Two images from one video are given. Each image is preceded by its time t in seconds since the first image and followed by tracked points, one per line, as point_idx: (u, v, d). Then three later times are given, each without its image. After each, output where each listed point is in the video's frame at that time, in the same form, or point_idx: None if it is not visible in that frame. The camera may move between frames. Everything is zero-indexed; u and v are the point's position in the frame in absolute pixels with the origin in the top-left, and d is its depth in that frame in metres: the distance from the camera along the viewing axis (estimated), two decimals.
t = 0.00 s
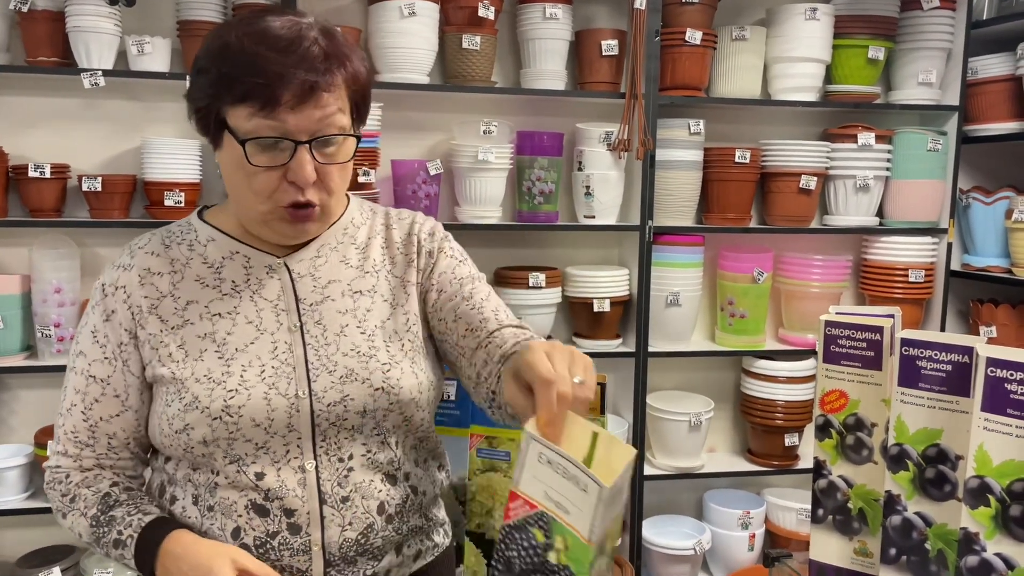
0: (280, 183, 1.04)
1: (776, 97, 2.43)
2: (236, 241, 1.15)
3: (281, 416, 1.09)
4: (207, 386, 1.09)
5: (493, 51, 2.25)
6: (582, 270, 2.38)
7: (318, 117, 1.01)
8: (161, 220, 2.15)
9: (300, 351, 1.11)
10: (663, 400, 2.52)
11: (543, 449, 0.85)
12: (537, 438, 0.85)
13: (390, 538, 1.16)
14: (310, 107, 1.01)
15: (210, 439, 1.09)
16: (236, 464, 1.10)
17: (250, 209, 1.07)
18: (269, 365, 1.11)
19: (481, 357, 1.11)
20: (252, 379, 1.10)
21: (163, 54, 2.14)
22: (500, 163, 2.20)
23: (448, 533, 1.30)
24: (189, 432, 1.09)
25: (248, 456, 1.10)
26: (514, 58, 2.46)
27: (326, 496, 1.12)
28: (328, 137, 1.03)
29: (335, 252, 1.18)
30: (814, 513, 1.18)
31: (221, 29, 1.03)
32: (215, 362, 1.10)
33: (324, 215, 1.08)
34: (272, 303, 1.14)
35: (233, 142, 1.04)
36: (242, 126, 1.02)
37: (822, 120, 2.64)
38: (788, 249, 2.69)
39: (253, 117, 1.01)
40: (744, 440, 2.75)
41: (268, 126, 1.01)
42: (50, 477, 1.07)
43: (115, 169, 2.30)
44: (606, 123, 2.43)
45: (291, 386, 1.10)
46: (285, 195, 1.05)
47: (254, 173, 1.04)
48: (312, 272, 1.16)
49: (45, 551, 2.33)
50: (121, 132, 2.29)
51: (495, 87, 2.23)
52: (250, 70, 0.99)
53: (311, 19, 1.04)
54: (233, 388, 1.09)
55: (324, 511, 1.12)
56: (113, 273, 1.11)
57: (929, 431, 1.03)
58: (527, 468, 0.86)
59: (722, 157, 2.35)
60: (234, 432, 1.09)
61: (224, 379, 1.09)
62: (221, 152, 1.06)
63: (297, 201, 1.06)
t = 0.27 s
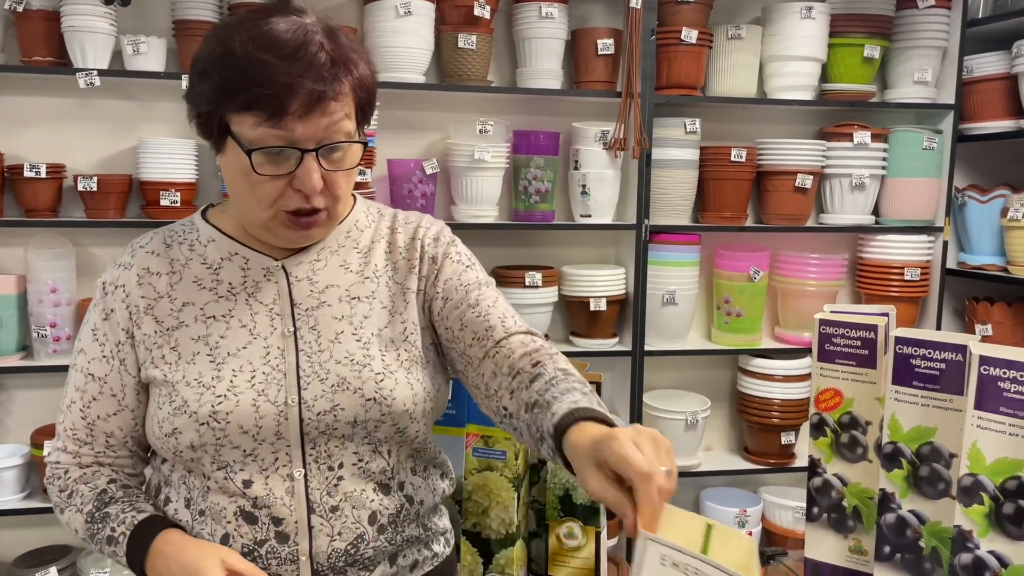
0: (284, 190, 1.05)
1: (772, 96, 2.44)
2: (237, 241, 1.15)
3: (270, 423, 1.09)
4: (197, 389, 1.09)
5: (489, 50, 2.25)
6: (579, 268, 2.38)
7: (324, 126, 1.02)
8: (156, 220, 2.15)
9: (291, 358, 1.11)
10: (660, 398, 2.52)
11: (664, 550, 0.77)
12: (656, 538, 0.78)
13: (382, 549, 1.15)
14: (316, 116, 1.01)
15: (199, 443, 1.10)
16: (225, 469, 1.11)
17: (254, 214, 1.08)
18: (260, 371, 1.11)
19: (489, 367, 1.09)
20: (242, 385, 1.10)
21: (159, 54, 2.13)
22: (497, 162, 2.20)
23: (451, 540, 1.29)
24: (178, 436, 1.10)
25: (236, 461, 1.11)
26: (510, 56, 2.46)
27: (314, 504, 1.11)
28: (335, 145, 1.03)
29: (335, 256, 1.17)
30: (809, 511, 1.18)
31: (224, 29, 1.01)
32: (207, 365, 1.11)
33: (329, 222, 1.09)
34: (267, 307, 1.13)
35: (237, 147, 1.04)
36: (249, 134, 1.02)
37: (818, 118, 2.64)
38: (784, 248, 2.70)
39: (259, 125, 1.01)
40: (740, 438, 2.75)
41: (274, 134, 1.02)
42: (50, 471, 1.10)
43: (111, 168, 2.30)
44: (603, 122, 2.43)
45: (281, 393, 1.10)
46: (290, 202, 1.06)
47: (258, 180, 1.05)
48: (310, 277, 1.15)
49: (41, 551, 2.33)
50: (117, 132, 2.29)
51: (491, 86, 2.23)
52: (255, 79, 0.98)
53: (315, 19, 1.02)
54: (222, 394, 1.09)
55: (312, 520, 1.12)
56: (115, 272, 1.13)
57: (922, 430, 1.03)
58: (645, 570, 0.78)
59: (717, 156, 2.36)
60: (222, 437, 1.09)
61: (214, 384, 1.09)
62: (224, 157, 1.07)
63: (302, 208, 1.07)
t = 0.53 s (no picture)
0: (324, 194, 1.01)
1: (767, 94, 2.44)
2: (265, 239, 1.12)
3: (280, 433, 1.05)
4: (211, 392, 1.07)
5: (484, 48, 2.25)
6: (575, 267, 2.38)
7: (364, 127, 0.97)
8: (150, 219, 2.15)
9: (307, 366, 1.06)
10: (656, 396, 2.52)
11: None
12: None
13: (388, 567, 1.10)
14: (357, 117, 0.96)
15: (209, 447, 1.07)
16: (233, 475, 1.08)
17: (291, 217, 1.05)
18: (275, 377, 1.07)
19: (517, 389, 0.98)
20: (254, 392, 1.06)
21: (153, 52, 2.12)
22: (492, 160, 2.20)
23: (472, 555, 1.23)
24: (190, 438, 1.08)
25: (244, 468, 1.07)
26: (505, 54, 2.46)
27: (320, 517, 1.07)
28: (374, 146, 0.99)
29: (363, 261, 1.11)
30: (804, 508, 1.18)
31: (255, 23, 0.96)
32: (223, 367, 1.08)
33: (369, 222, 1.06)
34: (288, 310, 1.10)
35: (272, 150, 1.00)
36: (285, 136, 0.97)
37: (813, 116, 2.65)
38: (779, 245, 2.70)
39: (296, 128, 0.96)
40: (736, 436, 2.76)
41: (313, 138, 0.97)
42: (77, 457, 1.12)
43: (106, 167, 2.29)
44: (598, 120, 2.43)
45: (293, 402, 1.06)
46: (330, 205, 1.02)
47: (297, 184, 1.00)
48: (333, 281, 1.10)
49: (37, 550, 2.32)
50: (111, 131, 2.28)
51: (486, 84, 2.23)
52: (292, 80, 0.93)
53: (351, 12, 0.96)
54: (235, 399, 1.06)
55: (317, 534, 1.07)
56: (147, 264, 1.12)
57: (916, 426, 1.04)
58: None
59: (713, 154, 2.35)
60: (231, 443, 1.06)
61: (228, 388, 1.06)
62: (257, 157, 1.03)
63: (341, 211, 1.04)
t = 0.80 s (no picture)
0: (369, 200, 0.92)
1: (761, 93, 2.44)
2: (302, 240, 1.04)
3: (301, 445, 0.97)
4: (236, 396, 1.00)
5: (479, 46, 2.25)
6: (570, 265, 2.38)
7: (417, 132, 0.88)
8: (144, 218, 2.14)
9: (335, 378, 0.98)
10: (651, 395, 2.52)
11: None
12: None
13: None
14: (409, 121, 0.87)
15: (229, 454, 1.00)
16: (252, 484, 1.00)
17: (331, 222, 0.96)
18: (302, 386, 0.98)
19: (562, 417, 0.89)
20: (280, 400, 0.98)
21: (147, 51, 2.12)
22: (488, 159, 2.21)
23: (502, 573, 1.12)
24: (212, 442, 1.00)
25: (263, 477, 0.99)
26: (500, 53, 2.46)
27: (338, 534, 0.98)
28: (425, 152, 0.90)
29: (402, 268, 1.02)
30: (799, 505, 1.19)
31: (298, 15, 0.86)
32: (249, 370, 1.00)
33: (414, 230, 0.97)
34: (321, 315, 1.01)
35: (316, 151, 0.91)
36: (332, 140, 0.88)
37: (807, 115, 2.65)
38: (774, 244, 2.71)
39: (343, 130, 0.87)
40: (731, 434, 2.76)
41: (359, 143, 0.88)
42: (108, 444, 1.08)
43: (100, 166, 2.29)
44: (593, 119, 2.43)
45: (319, 414, 0.97)
46: (373, 213, 0.93)
47: (341, 189, 0.91)
48: (368, 289, 1.01)
49: (32, 551, 2.32)
50: (106, 130, 2.27)
51: (481, 83, 2.23)
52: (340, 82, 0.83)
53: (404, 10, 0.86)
54: (259, 407, 0.98)
55: (332, 551, 0.99)
56: (184, 254, 1.06)
57: (910, 423, 1.05)
58: None
59: (708, 153, 2.36)
60: (252, 452, 0.98)
61: (252, 394, 0.99)
62: (300, 157, 0.94)
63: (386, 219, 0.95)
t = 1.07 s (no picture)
0: (414, 213, 0.90)
1: (756, 93, 2.45)
2: (340, 245, 1.03)
3: (327, 458, 0.97)
4: (265, 403, 1.00)
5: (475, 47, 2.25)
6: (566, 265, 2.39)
7: (466, 145, 0.87)
8: (141, 219, 2.14)
9: (364, 392, 0.98)
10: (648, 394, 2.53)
11: None
12: None
13: None
14: (461, 134, 0.86)
15: (256, 460, 1.00)
16: (277, 490, 1.00)
17: (374, 233, 0.94)
18: (331, 398, 0.98)
19: (603, 449, 0.90)
20: (309, 411, 0.98)
21: (143, 52, 2.12)
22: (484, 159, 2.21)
23: None
24: (239, 446, 1.01)
25: (288, 485, 1.00)
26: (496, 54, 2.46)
27: (358, 547, 0.98)
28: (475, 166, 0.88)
29: (439, 281, 1.01)
30: (794, 504, 1.20)
31: (343, 25, 0.86)
32: (279, 377, 1.00)
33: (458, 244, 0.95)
34: (353, 325, 1.00)
35: (364, 161, 0.89)
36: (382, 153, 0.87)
37: (802, 115, 2.66)
38: (769, 243, 2.72)
39: (393, 142, 0.86)
40: (726, 433, 2.77)
41: (408, 156, 0.87)
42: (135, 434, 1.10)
43: (95, 167, 2.28)
44: (589, 119, 2.43)
45: (347, 426, 0.97)
46: (418, 225, 0.91)
47: (388, 202, 0.90)
48: (404, 300, 1.00)
49: (28, 552, 2.32)
50: (101, 131, 2.27)
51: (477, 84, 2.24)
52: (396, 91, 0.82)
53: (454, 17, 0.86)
54: (288, 416, 0.99)
55: (352, 564, 0.99)
56: (218, 251, 1.06)
57: (904, 422, 1.05)
58: None
59: (703, 153, 2.37)
60: (278, 460, 0.99)
61: (282, 402, 0.99)
62: (346, 167, 0.92)
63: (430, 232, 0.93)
